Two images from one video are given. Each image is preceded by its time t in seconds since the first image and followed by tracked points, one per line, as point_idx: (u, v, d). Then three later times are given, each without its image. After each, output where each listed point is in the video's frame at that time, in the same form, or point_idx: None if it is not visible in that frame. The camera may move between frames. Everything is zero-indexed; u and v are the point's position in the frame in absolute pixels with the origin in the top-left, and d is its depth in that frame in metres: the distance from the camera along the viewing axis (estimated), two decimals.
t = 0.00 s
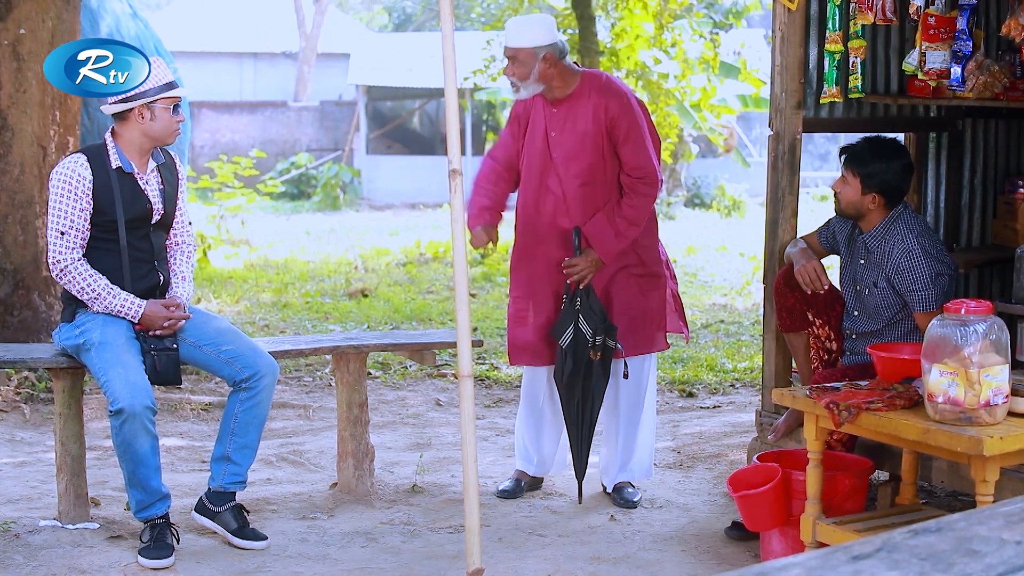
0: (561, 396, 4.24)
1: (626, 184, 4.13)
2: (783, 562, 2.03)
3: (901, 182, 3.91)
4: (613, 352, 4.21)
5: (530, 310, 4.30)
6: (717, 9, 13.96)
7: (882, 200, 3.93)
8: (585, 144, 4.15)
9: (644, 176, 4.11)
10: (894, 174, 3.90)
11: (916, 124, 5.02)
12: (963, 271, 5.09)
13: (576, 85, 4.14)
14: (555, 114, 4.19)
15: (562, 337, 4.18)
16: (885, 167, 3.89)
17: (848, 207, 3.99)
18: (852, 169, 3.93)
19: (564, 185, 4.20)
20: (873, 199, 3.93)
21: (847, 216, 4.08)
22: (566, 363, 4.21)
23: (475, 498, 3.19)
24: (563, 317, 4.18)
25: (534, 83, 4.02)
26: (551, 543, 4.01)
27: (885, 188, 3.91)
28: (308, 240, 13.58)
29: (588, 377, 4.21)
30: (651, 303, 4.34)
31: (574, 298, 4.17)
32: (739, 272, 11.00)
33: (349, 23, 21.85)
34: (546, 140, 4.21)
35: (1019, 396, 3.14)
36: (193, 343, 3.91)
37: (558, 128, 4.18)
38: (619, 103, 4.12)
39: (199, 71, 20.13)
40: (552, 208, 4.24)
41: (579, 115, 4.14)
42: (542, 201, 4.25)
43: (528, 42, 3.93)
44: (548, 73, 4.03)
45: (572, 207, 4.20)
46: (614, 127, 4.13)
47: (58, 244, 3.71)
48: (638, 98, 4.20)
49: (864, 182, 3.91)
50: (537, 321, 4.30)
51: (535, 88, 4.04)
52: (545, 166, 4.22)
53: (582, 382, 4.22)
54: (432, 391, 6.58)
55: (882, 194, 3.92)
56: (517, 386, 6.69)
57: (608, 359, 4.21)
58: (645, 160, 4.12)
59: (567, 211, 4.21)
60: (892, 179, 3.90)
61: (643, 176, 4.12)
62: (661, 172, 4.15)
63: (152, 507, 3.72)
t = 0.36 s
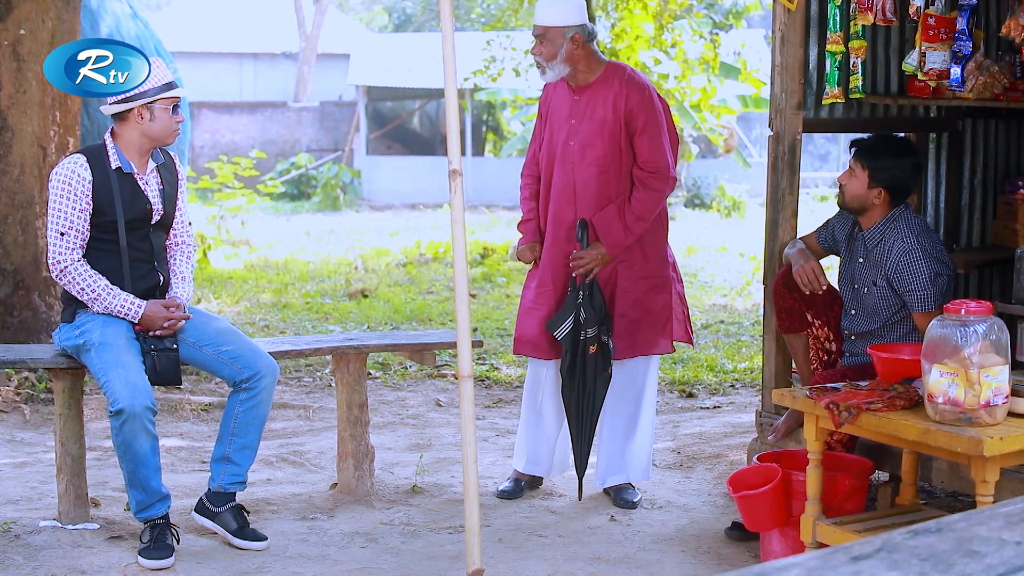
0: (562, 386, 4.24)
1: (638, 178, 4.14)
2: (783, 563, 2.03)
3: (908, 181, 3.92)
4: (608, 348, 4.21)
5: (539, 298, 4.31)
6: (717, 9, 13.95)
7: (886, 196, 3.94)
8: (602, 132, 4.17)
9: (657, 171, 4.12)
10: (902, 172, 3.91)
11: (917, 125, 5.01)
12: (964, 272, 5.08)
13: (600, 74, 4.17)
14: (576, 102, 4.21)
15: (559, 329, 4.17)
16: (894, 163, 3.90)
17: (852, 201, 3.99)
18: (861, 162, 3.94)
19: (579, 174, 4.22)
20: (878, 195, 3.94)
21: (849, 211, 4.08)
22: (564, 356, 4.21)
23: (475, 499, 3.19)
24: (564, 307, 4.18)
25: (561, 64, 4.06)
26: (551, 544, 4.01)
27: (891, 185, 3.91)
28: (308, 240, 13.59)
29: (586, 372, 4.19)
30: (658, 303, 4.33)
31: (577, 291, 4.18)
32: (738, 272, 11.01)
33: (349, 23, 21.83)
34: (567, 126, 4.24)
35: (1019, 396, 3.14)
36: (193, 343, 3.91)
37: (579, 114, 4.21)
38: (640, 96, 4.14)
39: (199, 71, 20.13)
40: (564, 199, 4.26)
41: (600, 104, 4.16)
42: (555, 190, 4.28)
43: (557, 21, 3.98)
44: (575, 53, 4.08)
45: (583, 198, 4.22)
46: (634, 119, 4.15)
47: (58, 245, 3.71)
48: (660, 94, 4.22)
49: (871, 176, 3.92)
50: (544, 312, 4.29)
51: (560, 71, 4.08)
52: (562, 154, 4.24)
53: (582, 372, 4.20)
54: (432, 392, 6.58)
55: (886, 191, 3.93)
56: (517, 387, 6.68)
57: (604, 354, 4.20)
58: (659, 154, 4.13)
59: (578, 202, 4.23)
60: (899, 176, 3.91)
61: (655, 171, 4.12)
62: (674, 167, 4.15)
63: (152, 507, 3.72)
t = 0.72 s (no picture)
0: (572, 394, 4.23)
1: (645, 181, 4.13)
2: (783, 563, 2.03)
3: (911, 182, 3.92)
4: (619, 350, 4.22)
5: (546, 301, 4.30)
6: (717, 11, 13.96)
7: (887, 197, 3.94)
8: (611, 134, 4.16)
9: (663, 174, 4.10)
10: (904, 173, 3.91)
11: (916, 126, 5.01)
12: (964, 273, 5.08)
13: (609, 75, 4.15)
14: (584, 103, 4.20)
15: (570, 334, 4.17)
16: (897, 164, 3.89)
17: (853, 201, 3.99)
18: (863, 162, 3.93)
19: (586, 177, 4.21)
20: (879, 195, 3.94)
21: (850, 211, 4.08)
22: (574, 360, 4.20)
23: (475, 499, 3.19)
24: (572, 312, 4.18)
25: (570, 67, 4.06)
26: (551, 544, 4.01)
27: (893, 185, 3.91)
28: (308, 241, 13.59)
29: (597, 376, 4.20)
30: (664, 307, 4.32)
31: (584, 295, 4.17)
32: (738, 273, 11.01)
33: (349, 24, 21.82)
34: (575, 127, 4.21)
35: (1019, 398, 3.14)
36: (193, 344, 3.91)
37: (588, 115, 4.19)
38: (649, 98, 4.12)
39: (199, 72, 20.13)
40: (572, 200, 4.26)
41: (607, 106, 4.14)
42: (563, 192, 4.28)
43: (565, 23, 3.97)
44: (582, 56, 4.07)
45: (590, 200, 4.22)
46: (642, 121, 4.14)
47: (57, 246, 3.71)
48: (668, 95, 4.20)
49: (872, 176, 3.92)
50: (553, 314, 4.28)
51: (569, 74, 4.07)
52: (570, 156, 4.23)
53: (591, 373, 4.20)
54: (432, 392, 6.58)
55: (887, 191, 3.93)
56: (517, 388, 6.69)
57: (616, 357, 4.21)
58: (666, 156, 4.12)
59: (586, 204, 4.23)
60: (902, 177, 3.90)
61: (662, 173, 4.10)
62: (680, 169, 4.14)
63: (152, 508, 3.72)
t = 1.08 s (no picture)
0: (576, 410, 4.21)
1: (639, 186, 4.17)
2: (783, 567, 2.02)
3: (907, 186, 3.92)
4: (625, 359, 4.21)
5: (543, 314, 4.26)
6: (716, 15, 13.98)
7: (884, 201, 3.94)
8: (600, 143, 4.14)
9: (655, 178, 4.16)
10: (900, 177, 3.91)
11: (915, 129, 5.05)
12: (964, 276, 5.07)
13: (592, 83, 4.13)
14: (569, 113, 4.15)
15: (579, 344, 4.14)
16: (893, 168, 3.89)
17: (850, 206, 3.99)
18: (858, 167, 3.93)
19: (577, 186, 4.19)
20: (876, 199, 3.94)
21: (848, 216, 4.08)
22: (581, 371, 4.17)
23: (475, 503, 3.18)
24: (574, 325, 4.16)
25: (553, 81, 3.99)
26: (551, 548, 4.01)
27: (890, 189, 3.92)
28: (307, 245, 13.59)
29: (603, 388, 4.19)
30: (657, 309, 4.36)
31: (586, 305, 4.16)
32: (738, 276, 11.02)
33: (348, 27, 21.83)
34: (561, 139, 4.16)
35: (1019, 401, 3.14)
36: (193, 348, 3.91)
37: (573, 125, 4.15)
38: (635, 103, 4.14)
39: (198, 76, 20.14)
40: (563, 211, 4.23)
41: (595, 115, 4.13)
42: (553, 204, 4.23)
43: (549, 40, 3.89)
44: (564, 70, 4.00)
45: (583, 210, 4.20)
46: (630, 127, 4.15)
47: (56, 250, 3.71)
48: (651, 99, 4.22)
49: (868, 181, 3.92)
50: (550, 325, 4.25)
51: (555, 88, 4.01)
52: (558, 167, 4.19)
53: (597, 390, 4.19)
54: (431, 396, 6.58)
55: (884, 195, 3.93)
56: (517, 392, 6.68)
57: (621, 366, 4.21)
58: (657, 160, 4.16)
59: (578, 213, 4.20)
60: (897, 180, 3.91)
61: (654, 177, 4.16)
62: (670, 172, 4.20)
63: (152, 512, 3.71)
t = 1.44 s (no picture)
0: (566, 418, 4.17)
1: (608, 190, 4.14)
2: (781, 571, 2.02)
3: (905, 189, 3.93)
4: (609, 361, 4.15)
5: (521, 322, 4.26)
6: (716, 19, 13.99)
7: (883, 205, 3.94)
8: (565, 151, 4.12)
9: (623, 182, 4.13)
10: (899, 180, 3.91)
11: (914, 133, 5.03)
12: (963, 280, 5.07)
13: (551, 92, 4.11)
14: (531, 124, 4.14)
15: (559, 352, 4.10)
16: (890, 172, 3.90)
17: (848, 211, 4.00)
18: (857, 172, 3.94)
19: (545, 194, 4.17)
20: (875, 203, 3.94)
21: (847, 220, 4.08)
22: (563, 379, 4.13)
23: (474, 507, 3.18)
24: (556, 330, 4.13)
25: (508, 91, 3.97)
26: (550, 553, 4.00)
27: (888, 193, 3.92)
28: (307, 249, 13.59)
29: (588, 392, 4.15)
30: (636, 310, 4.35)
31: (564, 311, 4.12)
32: (738, 280, 11.02)
33: (349, 31, 21.85)
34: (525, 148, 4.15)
35: (1018, 405, 3.14)
36: (192, 352, 3.91)
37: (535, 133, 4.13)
38: (597, 109, 4.11)
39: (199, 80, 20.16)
40: (533, 220, 4.22)
41: (557, 122, 4.11)
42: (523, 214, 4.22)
43: (501, 50, 3.87)
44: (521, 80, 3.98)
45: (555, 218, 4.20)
46: (594, 133, 4.12)
47: (56, 254, 3.71)
48: (615, 103, 4.19)
49: (867, 185, 3.93)
50: (529, 332, 4.26)
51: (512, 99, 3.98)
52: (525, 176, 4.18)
53: (583, 395, 4.15)
54: (431, 400, 6.58)
55: (883, 199, 3.93)
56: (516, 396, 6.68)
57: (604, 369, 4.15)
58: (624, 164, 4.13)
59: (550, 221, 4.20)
60: (895, 184, 3.91)
61: (622, 181, 4.12)
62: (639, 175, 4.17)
63: (152, 516, 3.71)
